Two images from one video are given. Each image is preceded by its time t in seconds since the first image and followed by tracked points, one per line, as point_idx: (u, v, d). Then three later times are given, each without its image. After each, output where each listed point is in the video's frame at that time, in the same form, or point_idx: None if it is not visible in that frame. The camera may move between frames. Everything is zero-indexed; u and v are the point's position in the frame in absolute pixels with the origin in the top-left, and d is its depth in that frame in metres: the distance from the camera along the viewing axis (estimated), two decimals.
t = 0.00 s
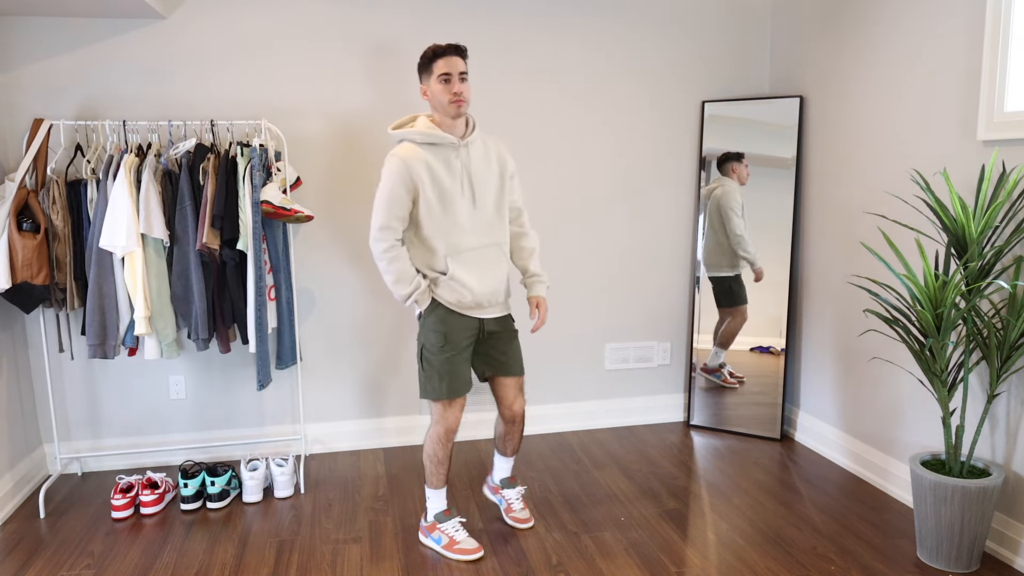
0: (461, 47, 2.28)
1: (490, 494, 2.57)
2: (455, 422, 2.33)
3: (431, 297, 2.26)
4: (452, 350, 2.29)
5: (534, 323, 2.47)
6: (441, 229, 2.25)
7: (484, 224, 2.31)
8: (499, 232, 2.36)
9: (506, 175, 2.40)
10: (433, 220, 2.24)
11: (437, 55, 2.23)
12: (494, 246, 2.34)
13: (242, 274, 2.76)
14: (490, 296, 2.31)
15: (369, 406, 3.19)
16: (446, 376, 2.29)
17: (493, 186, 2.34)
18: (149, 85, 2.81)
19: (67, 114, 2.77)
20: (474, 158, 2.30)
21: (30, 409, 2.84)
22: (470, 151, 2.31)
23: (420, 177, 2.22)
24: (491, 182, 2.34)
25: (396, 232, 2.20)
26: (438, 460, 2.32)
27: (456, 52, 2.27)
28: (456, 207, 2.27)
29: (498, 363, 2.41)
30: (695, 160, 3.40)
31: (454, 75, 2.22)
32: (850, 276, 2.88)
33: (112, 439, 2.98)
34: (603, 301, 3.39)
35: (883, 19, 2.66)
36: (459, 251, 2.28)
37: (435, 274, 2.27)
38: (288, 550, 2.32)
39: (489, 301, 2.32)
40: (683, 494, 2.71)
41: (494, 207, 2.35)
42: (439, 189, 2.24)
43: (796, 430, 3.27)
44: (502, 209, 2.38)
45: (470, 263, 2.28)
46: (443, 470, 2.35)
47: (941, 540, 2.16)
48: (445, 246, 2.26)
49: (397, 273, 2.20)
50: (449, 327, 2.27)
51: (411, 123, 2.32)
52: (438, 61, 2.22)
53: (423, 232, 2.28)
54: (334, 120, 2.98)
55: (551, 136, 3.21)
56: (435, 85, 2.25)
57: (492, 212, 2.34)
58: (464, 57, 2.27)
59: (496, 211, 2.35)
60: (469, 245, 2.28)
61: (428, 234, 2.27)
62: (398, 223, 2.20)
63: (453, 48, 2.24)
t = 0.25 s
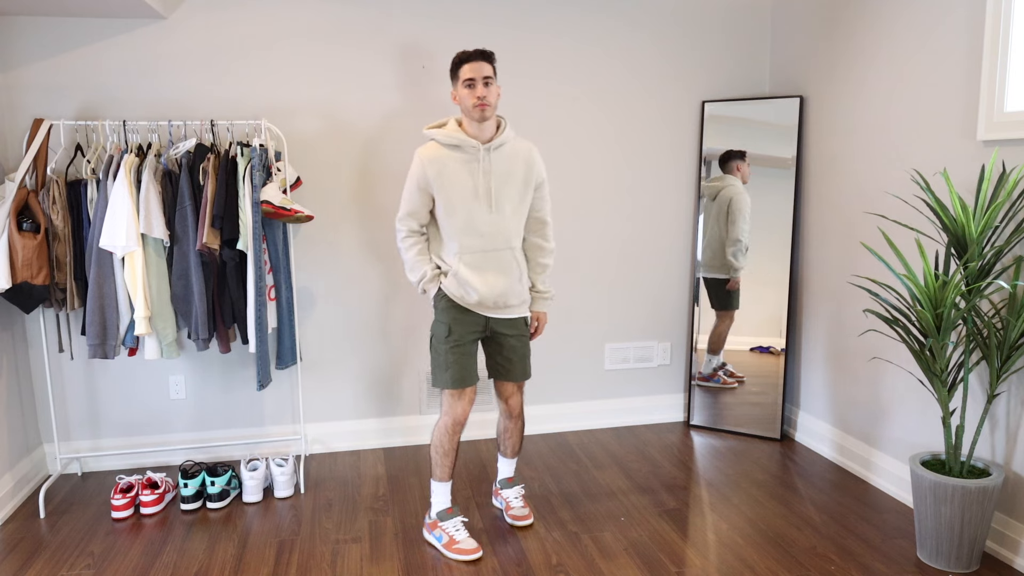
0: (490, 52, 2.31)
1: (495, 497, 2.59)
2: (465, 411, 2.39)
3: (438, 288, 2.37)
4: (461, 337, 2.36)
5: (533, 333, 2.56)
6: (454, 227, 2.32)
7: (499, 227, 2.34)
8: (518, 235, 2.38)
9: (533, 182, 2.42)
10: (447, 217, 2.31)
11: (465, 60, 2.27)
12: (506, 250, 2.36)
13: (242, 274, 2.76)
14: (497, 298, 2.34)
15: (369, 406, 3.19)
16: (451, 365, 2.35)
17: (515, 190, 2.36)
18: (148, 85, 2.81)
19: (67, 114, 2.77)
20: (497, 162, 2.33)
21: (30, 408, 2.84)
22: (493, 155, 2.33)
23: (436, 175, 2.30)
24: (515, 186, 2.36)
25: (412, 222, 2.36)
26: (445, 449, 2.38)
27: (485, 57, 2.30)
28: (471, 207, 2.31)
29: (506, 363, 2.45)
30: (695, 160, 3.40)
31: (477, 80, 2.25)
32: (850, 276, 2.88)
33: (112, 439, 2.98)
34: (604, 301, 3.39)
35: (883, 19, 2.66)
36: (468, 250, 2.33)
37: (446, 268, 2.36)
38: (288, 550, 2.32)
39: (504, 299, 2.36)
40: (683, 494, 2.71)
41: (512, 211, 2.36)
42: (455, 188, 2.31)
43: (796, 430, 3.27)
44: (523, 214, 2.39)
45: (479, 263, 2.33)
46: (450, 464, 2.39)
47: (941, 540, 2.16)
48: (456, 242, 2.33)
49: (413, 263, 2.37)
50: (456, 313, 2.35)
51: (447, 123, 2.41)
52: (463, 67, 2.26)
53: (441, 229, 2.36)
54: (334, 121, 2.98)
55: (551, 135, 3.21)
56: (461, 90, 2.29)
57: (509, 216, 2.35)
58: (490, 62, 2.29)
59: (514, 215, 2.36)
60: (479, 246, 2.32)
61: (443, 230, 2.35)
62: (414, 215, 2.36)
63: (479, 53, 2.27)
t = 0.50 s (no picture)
0: (506, 55, 2.34)
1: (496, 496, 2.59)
2: (470, 398, 2.50)
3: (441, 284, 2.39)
4: (463, 331, 2.41)
5: (555, 327, 2.45)
6: (461, 222, 2.36)
7: (504, 224, 2.38)
8: (523, 232, 2.42)
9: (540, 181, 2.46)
10: (455, 212, 2.36)
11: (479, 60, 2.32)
12: (511, 246, 2.39)
13: (242, 274, 2.76)
14: (497, 293, 2.38)
15: (369, 406, 3.19)
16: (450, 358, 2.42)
17: (522, 188, 2.41)
18: (149, 85, 2.81)
19: (68, 114, 2.77)
20: (506, 161, 2.38)
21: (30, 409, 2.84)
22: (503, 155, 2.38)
23: (447, 169, 2.35)
24: (524, 186, 2.41)
25: (421, 215, 2.39)
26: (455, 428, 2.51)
27: (501, 59, 2.33)
28: (478, 203, 2.36)
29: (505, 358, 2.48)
30: (695, 160, 3.40)
31: (490, 80, 2.29)
32: (850, 276, 2.88)
33: (112, 439, 2.98)
34: (604, 301, 3.39)
35: (883, 19, 2.66)
36: (472, 244, 2.37)
37: (450, 264, 2.39)
38: (288, 550, 2.32)
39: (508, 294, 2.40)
40: (683, 494, 2.71)
41: (519, 208, 2.41)
42: (464, 183, 2.36)
43: (796, 430, 3.27)
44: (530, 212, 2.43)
45: (482, 258, 2.37)
46: (461, 438, 2.54)
47: (941, 540, 2.16)
48: (461, 237, 2.37)
49: (418, 258, 2.40)
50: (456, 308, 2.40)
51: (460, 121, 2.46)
52: (477, 67, 2.30)
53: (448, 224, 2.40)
54: (334, 121, 2.98)
55: (551, 135, 3.21)
56: (474, 90, 2.34)
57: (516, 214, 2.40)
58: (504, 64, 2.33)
59: (520, 213, 2.40)
60: (483, 241, 2.37)
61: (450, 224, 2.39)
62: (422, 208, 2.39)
63: (493, 54, 2.31)
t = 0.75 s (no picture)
0: (497, 59, 2.38)
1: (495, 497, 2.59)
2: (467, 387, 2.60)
3: (433, 286, 2.46)
4: (455, 331, 2.47)
5: (554, 303, 2.36)
6: (453, 221, 2.39)
7: (495, 221, 2.41)
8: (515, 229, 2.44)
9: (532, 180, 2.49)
10: (447, 211, 2.40)
11: (470, 63, 2.35)
12: (502, 244, 2.41)
13: (242, 274, 2.76)
14: (488, 290, 2.40)
15: (369, 406, 3.19)
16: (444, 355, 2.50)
17: (513, 186, 2.44)
18: (149, 85, 2.81)
19: (68, 114, 2.77)
20: (498, 161, 2.43)
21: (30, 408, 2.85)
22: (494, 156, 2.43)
23: (439, 169, 2.40)
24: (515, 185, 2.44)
25: (415, 216, 2.43)
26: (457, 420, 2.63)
27: (493, 62, 2.37)
28: (470, 202, 2.40)
29: (498, 354, 2.49)
30: (695, 160, 3.40)
31: (481, 84, 2.33)
32: (850, 276, 2.88)
33: (112, 439, 2.98)
34: (603, 301, 3.39)
35: (883, 19, 2.66)
36: (463, 242, 2.40)
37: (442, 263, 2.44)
38: (288, 550, 2.32)
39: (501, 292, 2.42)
40: (683, 494, 2.71)
41: (511, 207, 2.43)
42: (456, 182, 2.40)
43: (796, 430, 3.27)
44: (522, 210, 2.45)
45: (473, 255, 2.40)
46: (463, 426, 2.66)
47: (942, 540, 2.16)
48: (454, 236, 2.40)
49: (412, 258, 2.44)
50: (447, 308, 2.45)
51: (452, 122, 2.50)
52: (470, 69, 2.34)
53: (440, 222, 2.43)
54: (334, 121, 2.98)
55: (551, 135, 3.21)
56: (465, 92, 2.38)
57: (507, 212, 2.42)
58: (496, 67, 2.36)
59: (511, 211, 2.43)
60: (474, 239, 2.40)
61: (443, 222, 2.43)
62: (416, 209, 2.44)
63: (485, 57, 2.35)
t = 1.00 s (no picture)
0: (476, 63, 2.39)
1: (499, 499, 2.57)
2: (464, 379, 2.62)
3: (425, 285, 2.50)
4: (450, 328, 2.50)
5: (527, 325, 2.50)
6: (438, 223, 2.42)
7: (478, 222, 2.41)
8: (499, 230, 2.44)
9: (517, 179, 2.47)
10: (432, 214, 2.42)
11: (450, 66, 2.35)
12: (485, 245, 2.41)
13: (243, 274, 2.76)
14: (475, 291, 2.42)
15: (369, 406, 3.19)
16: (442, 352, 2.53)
17: (496, 187, 2.42)
18: (149, 85, 2.81)
19: (67, 114, 2.77)
20: (482, 163, 2.43)
21: (30, 409, 2.85)
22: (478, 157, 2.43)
23: (423, 173, 2.42)
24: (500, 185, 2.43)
25: (405, 221, 2.49)
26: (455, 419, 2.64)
27: (472, 66, 2.38)
28: (454, 204, 2.41)
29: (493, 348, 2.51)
30: (695, 160, 3.40)
31: (460, 87, 2.34)
32: (850, 276, 2.88)
33: (112, 439, 2.98)
34: (603, 301, 3.39)
35: (882, 19, 2.66)
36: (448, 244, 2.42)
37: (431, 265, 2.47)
38: (288, 550, 2.32)
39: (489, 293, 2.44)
40: (683, 494, 2.71)
41: (494, 208, 2.43)
42: (439, 186, 2.41)
43: (796, 430, 3.27)
44: (506, 212, 2.45)
45: (458, 257, 2.41)
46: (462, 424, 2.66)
47: (942, 541, 2.16)
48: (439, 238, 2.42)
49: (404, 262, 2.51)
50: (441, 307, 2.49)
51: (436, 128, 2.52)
52: (449, 73, 2.35)
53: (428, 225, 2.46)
54: (334, 121, 2.98)
55: (551, 135, 3.21)
56: (444, 96, 2.38)
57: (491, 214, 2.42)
58: (474, 71, 2.37)
59: (495, 212, 2.42)
60: (458, 240, 2.41)
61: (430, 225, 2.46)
62: (406, 213, 2.49)
63: (463, 61, 2.35)
